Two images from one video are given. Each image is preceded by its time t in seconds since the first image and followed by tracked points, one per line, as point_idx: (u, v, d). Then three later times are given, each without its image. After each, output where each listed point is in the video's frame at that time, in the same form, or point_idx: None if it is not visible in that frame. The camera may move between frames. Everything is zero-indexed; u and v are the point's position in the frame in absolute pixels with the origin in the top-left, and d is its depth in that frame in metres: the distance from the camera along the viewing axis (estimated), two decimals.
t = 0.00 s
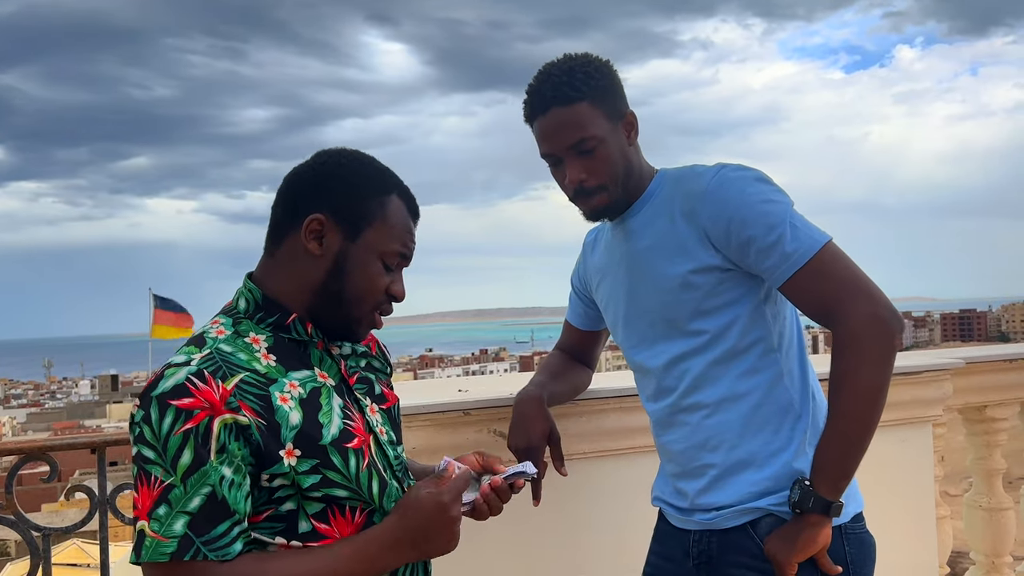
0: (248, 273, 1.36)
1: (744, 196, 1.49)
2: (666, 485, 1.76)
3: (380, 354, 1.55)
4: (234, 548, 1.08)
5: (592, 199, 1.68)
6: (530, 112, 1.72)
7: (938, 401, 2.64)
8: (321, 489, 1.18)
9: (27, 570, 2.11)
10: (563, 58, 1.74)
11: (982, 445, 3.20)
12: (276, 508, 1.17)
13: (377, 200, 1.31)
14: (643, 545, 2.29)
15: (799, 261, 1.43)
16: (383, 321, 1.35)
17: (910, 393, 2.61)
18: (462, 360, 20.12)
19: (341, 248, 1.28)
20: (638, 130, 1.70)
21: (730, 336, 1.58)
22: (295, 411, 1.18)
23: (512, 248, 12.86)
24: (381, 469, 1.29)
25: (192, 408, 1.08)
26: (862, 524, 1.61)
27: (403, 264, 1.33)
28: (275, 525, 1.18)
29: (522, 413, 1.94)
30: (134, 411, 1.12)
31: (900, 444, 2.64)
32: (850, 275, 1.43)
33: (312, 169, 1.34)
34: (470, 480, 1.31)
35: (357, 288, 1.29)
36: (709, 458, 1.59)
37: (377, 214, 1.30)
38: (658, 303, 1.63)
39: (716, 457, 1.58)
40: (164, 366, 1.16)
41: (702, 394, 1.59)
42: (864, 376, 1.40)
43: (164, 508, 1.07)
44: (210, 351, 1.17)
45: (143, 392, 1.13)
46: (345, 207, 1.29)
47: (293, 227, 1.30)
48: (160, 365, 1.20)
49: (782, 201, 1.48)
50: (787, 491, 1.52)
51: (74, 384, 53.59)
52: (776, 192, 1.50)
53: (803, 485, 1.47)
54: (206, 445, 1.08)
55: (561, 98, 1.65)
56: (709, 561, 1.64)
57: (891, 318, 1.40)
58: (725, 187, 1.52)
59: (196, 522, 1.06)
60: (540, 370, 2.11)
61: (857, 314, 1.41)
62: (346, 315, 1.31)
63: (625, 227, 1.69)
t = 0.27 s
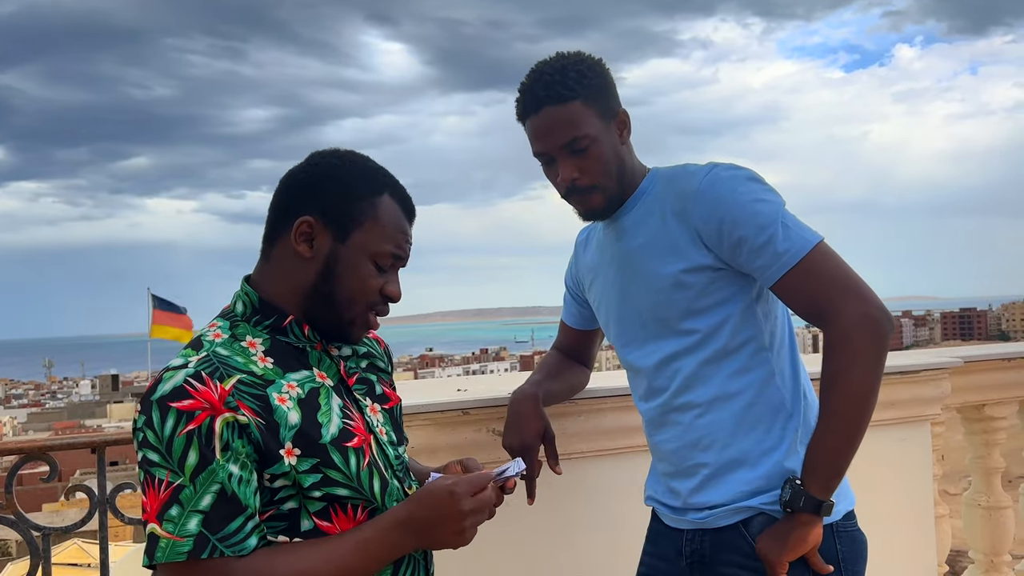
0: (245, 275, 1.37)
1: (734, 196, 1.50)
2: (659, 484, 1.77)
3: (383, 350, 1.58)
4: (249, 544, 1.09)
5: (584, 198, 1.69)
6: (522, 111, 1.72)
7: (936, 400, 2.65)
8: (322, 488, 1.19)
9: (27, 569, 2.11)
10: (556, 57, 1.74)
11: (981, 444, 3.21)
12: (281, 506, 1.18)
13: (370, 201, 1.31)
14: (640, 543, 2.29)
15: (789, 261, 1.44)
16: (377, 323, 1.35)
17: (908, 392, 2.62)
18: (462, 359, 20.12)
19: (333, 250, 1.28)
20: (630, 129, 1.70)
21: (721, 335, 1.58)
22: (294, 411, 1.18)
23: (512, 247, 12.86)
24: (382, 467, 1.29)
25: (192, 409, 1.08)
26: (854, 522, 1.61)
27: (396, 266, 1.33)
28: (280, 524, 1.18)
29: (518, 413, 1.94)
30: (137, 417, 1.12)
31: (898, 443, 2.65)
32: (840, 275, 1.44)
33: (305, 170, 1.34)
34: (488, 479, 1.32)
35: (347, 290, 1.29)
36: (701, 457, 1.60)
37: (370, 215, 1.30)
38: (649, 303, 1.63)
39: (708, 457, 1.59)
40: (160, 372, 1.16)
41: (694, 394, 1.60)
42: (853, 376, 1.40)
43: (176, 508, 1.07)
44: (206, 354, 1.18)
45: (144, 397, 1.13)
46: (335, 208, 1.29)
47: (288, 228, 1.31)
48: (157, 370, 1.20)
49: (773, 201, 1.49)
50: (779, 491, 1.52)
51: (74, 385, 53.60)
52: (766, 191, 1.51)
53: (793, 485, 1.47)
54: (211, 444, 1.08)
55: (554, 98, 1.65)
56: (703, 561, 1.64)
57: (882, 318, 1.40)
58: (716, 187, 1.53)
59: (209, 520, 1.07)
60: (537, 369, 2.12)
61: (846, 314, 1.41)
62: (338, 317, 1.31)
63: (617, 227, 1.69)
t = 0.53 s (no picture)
0: (252, 277, 1.38)
1: (727, 196, 1.51)
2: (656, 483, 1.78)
3: (388, 350, 1.59)
4: (252, 541, 1.09)
5: (576, 198, 1.69)
6: (515, 112, 1.73)
7: (934, 399, 2.66)
8: (335, 483, 1.19)
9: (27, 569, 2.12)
10: (548, 58, 1.75)
11: (980, 443, 3.21)
12: (293, 502, 1.18)
13: (381, 202, 1.32)
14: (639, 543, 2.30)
15: (783, 262, 1.45)
16: (388, 322, 1.36)
17: (907, 392, 2.63)
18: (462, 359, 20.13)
19: (346, 251, 1.29)
20: (623, 130, 1.71)
21: (716, 336, 1.59)
22: (306, 406, 1.19)
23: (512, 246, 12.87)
24: (393, 463, 1.30)
25: (203, 406, 1.10)
26: (849, 522, 1.62)
27: (407, 266, 1.34)
28: (292, 520, 1.19)
29: (514, 413, 1.95)
30: (149, 413, 1.14)
31: (897, 442, 2.66)
32: (834, 275, 1.44)
33: (316, 172, 1.35)
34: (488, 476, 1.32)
35: (361, 290, 1.30)
36: (697, 457, 1.61)
37: (381, 216, 1.31)
38: (644, 303, 1.64)
39: (704, 457, 1.59)
40: (173, 369, 1.18)
41: (689, 394, 1.61)
42: (847, 375, 1.41)
43: (182, 504, 1.08)
44: (218, 352, 1.18)
45: (157, 394, 1.14)
46: (347, 210, 1.30)
47: (299, 230, 1.31)
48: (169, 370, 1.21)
49: (766, 201, 1.49)
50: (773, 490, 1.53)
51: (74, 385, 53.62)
52: (759, 191, 1.51)
53: (787, 485, 1.48)
54: (219, 441, 1.09)
55: (546, 100, 1.66)
56: (698, 560, 1.65)
57: (875, 318, 1.41)
58: (709, 188, 1.53)
59: (214, 516, 1.08)
60: (535, 368, 2.12)
61: (839, 314, 1.42)
62: (350, 317, 1.32)
63: (612, 228, 1.70)
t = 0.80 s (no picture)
0: (263, 277, 1.38)
1: (727, 196, 1.51)
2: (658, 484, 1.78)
3: (391, 354, 1.58)
4: (282, 532, 1.08)
5: (575, 198, 1.70)
6: (515, 113, 1.74)
7: (934, 399, 2.66)
8: (356, 475, 1.19)
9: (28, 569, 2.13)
10: (549, 60, 1.76)
11: (980, 443, 3.22)
12: (315, 496, 1.18)
13: (389, 197, 1.34)
14: (639, 543, 2.31)
15: (782, 262, 1.45)
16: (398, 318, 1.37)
17: (907, 391, 2.63)
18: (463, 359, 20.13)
19: (358, 245, 1.30)
20: (623, 130, 1.71)
21: (716, 336, 1.59)
22: (327, 399, 1.20)
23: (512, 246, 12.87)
24: (407, 456, 1.31)
25: (230, 400, 1.08)
26: (850, 524, 1.62)
27: (416, 259, 1.36)
28: (314, 512, 1.18)
29: (513, 413, 1.95)
30: (172, 410, 1.12)
31: (897, 442, 2.66)
32: (833, 274, 1.44)
33: (323, 170, 1.35)
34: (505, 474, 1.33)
35: (373, 284, 1.31)
36: (698, 457, 1.61)
37: (390, 211, 1.32)
38: (645, 304, 1.64)
39: (705, 457, 1.60)
40: (194, 366, 1.16)
41: (690, 394, 1.61)
42: (849, 372, 1.41)
43: (212, 497, 1.06)
44: (239, 347, 1.18)
45: (180, 390, 1.12)
46: (359, 206, 1.30)
47: (309, 227, 1.31)
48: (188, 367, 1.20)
49: (765, 201, 1.50)
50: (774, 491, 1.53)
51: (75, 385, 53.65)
52: (757, 190, 1.51)
53: (787, 485, 1.49)
54: (247, 434, 1.07)
55: (545, 101, 1.67)
56: (699, 560, 1.65)
57: (875, 317, 1.41)
58: (708, 188, 1.54)
59: (246, 508, 1.06)
60: (535, 368, 2.13)
61: (839, 312, 1.42)
62: (362, 311, 1.32)
63: (612, 228, 1.71)
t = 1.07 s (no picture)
0: (256, 277, 1.38)
1: (732, 195, 1.51)
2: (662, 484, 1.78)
3: (381, 358, 1.57)
4: (266, 533, 1.07)
5: (580, 195, 1.70)
6: (522, 110, 1.74)
7: (934, 399, 2.66)
8: (343, 476, 1.19)
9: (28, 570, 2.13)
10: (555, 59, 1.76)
11: (980, 442, 3.21)
12: (301, 497, 1.17)
13: (383, 203, 1.33)
14: (639, 543, 2.31)
15: (787, 260, 1.45)
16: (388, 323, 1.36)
17: (907, 391, 2.63)
18: (463, 358, 20.14)
19: (348, 249, 1.29)
20: (630, 130, 1.72)
21: (721, 335, 1.59)
22: (313, 400, 1.19)
23: (513, 246, 12.87)
24: (395, 458, 1.31)
25: (212, 399, 1.08)
26: (855, 525, 1.62)
27: (408, 265, 1.35)
28: (300, 515, 1.17)
29: (513, 413, 1.95)
30: (155, 409, 1.12)
31: (897, 442, 2.66)
32: (839, 273, 1.44)
33: (318, 174, 1.36)
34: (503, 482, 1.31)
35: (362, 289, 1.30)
36: (702, 457, 1.61)
37: (383, 216, 1.32)
38: (650, 303, 1.65)
39: (709, 457, 1.60)
40: (177, 367, 1.16)
41: (695, 393, 1.61)
42: (853, 372, 1.41)
43: (196, 496, 1.06)
44: (223, 347, 1.18)
45: (163, 390, 1.13)
46: (350, 209, 1.30)
47: (302, 228, 1.31)
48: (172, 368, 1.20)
49: (770, 199, 1.49)
50: (780, 491, 1.53)
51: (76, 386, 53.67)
52: (762, 188, 1.51)
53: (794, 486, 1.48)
54: (231, 433, 1.07)
55: (554, 96, 1.67)
56: (703, 561, 1.65)
57: (881, 317, 1.41)
58: (713, 187, 1.54)
59: (229, 508, 1.06)
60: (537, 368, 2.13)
61: (845, 312, 1.42)
62: (351, 316, 1.32)
63: (617, 227, 1.71)
